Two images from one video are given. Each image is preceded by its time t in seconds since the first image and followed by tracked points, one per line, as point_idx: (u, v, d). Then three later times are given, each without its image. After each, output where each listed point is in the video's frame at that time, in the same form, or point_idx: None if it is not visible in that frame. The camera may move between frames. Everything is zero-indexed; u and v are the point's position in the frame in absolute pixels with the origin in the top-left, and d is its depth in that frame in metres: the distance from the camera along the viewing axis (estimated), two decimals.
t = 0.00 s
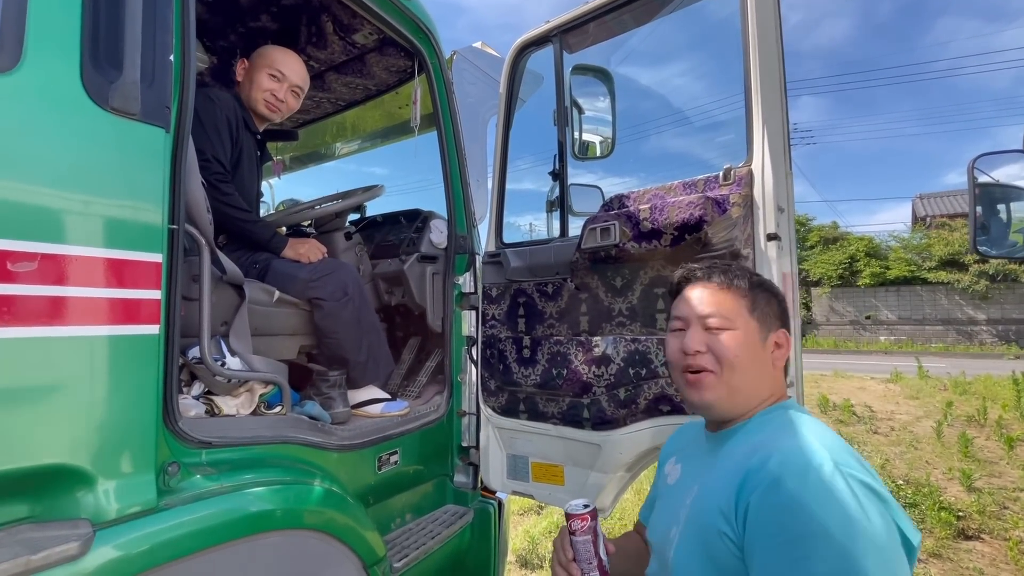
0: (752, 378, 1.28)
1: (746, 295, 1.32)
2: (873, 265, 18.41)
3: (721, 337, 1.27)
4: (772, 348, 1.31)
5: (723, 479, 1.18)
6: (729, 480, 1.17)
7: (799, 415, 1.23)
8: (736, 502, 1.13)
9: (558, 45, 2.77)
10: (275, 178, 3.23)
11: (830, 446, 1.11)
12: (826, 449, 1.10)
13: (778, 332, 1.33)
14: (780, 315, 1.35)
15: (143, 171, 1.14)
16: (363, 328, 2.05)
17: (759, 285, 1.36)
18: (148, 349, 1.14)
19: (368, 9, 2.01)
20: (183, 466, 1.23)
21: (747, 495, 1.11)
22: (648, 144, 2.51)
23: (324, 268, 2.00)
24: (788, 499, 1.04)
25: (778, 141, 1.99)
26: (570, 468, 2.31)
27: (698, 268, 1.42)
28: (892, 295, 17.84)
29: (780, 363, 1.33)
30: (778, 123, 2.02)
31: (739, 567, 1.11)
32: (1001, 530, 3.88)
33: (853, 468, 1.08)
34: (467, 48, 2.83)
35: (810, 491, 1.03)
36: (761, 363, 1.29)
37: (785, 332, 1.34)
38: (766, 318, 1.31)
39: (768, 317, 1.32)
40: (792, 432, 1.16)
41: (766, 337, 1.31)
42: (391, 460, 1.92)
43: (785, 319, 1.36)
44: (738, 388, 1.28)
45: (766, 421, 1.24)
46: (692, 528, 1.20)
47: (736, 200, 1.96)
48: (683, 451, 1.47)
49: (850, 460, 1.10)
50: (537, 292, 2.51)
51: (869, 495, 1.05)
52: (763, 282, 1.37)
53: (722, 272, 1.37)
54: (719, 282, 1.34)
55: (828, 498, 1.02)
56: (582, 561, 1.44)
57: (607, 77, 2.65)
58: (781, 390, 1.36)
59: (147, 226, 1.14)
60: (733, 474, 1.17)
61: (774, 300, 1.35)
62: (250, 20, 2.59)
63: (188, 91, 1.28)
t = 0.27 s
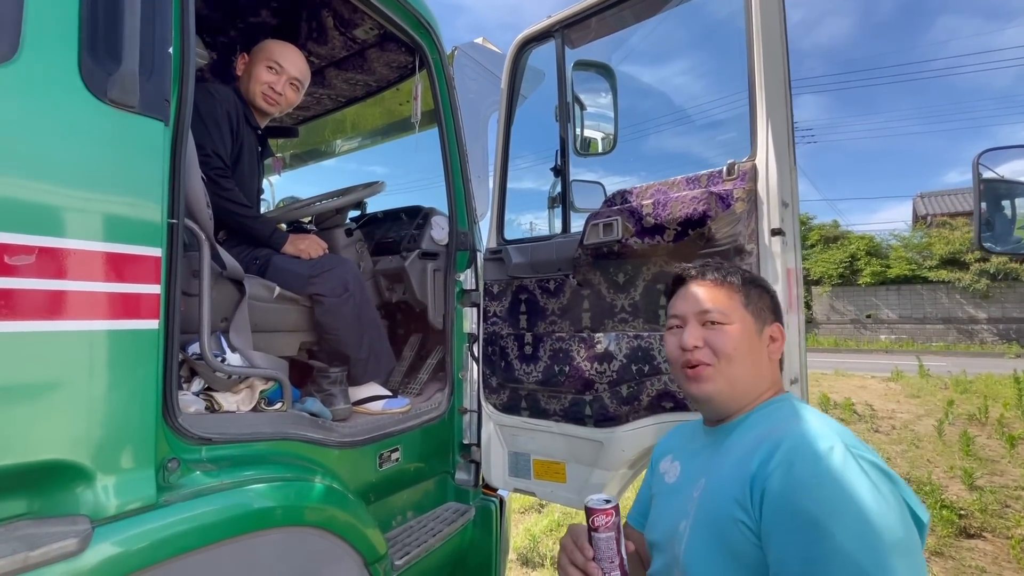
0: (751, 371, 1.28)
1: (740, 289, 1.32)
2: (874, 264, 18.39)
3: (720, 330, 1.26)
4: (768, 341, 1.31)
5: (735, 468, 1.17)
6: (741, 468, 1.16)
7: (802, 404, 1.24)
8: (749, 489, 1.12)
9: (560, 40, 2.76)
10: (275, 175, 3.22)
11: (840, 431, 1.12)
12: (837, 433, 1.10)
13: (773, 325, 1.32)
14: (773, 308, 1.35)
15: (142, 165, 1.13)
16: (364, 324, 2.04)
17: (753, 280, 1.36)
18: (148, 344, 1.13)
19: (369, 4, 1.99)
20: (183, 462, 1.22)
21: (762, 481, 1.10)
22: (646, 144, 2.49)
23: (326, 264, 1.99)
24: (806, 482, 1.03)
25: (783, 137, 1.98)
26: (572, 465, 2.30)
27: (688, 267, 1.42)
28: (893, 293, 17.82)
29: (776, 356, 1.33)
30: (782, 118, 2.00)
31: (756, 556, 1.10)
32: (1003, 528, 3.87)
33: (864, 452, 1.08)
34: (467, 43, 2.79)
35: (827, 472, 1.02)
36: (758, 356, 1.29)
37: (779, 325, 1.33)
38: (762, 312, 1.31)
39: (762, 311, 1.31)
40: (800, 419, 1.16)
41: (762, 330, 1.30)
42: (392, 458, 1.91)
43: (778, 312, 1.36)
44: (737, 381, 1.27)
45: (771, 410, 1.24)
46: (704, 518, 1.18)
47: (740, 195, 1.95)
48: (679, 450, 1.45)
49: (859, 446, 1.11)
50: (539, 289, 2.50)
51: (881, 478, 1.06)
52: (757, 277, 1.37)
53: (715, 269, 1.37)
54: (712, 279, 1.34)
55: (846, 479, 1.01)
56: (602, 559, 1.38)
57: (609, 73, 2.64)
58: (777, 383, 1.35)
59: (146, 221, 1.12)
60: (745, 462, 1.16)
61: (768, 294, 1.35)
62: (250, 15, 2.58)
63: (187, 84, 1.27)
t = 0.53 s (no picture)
0: (748, 366, 1.27)
1: (739, 283, 1.31)
2: (875, 263, 18.36)
3: (718, 324, 1.26)
4: (766, 336, 1.30)
5: (738, 467, 1.17)
6: (745, 468, 1.15)
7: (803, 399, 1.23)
8: (754, 489, 1.12)
9: (562, 38, 2.74)
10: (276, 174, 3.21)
11: (842, 426, 1.11)
12: (839, 429, 1.10)
13: (772, 320, 1.32)
14: (773, 303, 1.34)
15: (145, 162, 1.12)
16: (366, 322, 2.03)
17: (752, 275, 1.35)
18: (150, 343, 1.12)
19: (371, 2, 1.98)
20: (186, 461, 1.21)
21: (766, 480, 1.10)
22: (647, 143, 2.49)
23: (328, 263, 1.99)
24: (811, 480, 1.02)
25: (787, 134, 1.97)
26: (575, 464, 2.30)
27: (687, 261, 1.41)
28: (894, 292, 17.80)
29: (774, 350, 1.32)
30: (786, 115, 1.99)
31: (763, 556, 1.10)
32: (1005, 527, 3.87)
33: (867, 447, 1.08)
34: (471, 42, 2.78)
35: (831, 470, 1.02)
36: (756, 350, 1.28)
37: (778, 320, 1.33)
38: (760, 307, 1.30)
39: (761, 305, 1.31)
40: (802, 416, 1.15)
41: (760, 324, 1.29)
42: (394, 456, 1.91)
43: (777, 306, 1.35)
44: (735, 375, 1.26)
45: (772, 407, 1.23)
46: (709, 520, 1.18)
47: (744, 193, 1.94)
48: (679, 448, 1.44)
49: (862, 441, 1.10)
50: (541, 288, 2.49)
51: (886, 473, 1.05)
52: (756, 272, 1.36)
53: (715, 263, 1.36)
54: (712, 273, 1.33)
55: (850, 476, 1.01)
56: (605, 567, 1.38)
57: (611, 71, 2.63)
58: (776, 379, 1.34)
59: (149, 219, 1.12)
60: (748, 461, 1.15)
61: (767, 289, 1.34)
62: (251, 14, 2.57)
63: (189, 82, 1.27)
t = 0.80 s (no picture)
0: (742, 365, 1.26)
1: (734, 281, 1.30)
2: (876, 263, 18.34)
3: (711, 323, 1.25)
4: (761, 334, 1.29)
5: (733, 467, 1.16)
6: (739, 468, 1.15)
7: (803, 397, 1.22)
8: (748, 489, 1.11)
9: (564, 36, 2.74)
10: (277, 173, 3.21)
11: (838, 426, 1.09)
12: (835, 429, 1.08)
13: (768, 318, 1.30)
14: (771, 300, 1.33)
15: (145, 161, 1.12)
16: (367, 322, 2.03)
17: (749, 273, 1.33)
18: (151, 342, 1.12)
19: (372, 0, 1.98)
20: (187, 461, 1.21)
21: (760, 481, 1.09)
22: (648, 142, 2.48)
23: (329, 262, 1.98)
24: (802, 482, 1.02)
25: (790, 134, 1.96)
26: (576, 464, 2.29)
27: (686, 260, 1.41)
28: (896, 292, 17.77)
29: (771, 348, 1.31)
30: (789, 114, 1.98)
31: (757, 556, 1.10)
32: (1006, 527, 3.86)
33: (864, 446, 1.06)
34: (473, 40, 2.78)
35: (823, 472, 1.01)
36: (750, 348, 1.27)
37: (775, 318, 1.31)
38: (756, 305, 1.29)
39: (756, 303, 1.29)
40: (797, 415, 1.14)
41: (756, 322, 1.28)
42: (395, 456, 1.90)
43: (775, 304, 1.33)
44: (728, 374, 1.25)
45: (768, 406, 1.22)
46: (705, 519, 1.18)
47: (746, 193, 1.94)
48: (680, 447, 1.44)
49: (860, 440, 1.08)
50: (543, 287, 2.49)
51: (882, 473, 1.04)
52: (753, 269, 1.35)
53: (712, 260, 1.35)
54: (710, 270, 1.32)
55: (842, 477, 1.00)
56: (603, 565, 1.40)
57: (613, 70, 2.62)
58: (773, 377, 1.33)
59: (149, 218, 1.12)
60: (743, 461, 1.14)
61: (763, 287, 1.32)
62: (252, 12, 2.57)
63: (190, 80, 1.26)
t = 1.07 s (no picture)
0: (740, 364, 1.27)
1: (734, 280, 1.30)
2: (877, 263, 18.34)
3: (710, 322, 1.26)
4: (760, 333, 1.30)
5: (724, 469, 1.17)
6: (730, 471, 1.16)
7: (799, 400, 1.22)
8: (738, 491, 1.13)
9: (565, 38, 2.74)
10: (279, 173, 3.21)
11: (829, 432, 1.10)
12: (825, 434, 1.08)
13: (767, 317, 1.30)
14: (773, 300, 1.33)
15: (150, 163, 1.13)
16: (370, 322, 2.04)
17: (749, 272, 1.34)
18: (154, 343, 1.13)
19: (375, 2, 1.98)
20: (191, 461, 1.22)
21: (748, 485, 1.10)
22: (648, 142, 2.49)
23: (332, 263, 2.00)
24: (788, 488, 1.03)
25: (790, 136, 1.97)
26: (577, 464, 2.30)
27: (688, 256, 1.41)
28: (896, 292, 17.78)
29: (771, 346, 1.31)
30: (789, 116, 1.99)
31: (744, 558, 1.11)
32: (1006, 528, 3.87)
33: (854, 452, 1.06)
34: (475, 41, 2.81)
35: (809, 478, 1.02)
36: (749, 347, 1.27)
37: (775, 317, 1.31)
38: (754, 304, 1.29)
39: (756, 302, 1.30)
40: (789, 420, 1.15)
41: (756, 321, 1.29)
42: (397, 456, 1.91)
43: (776, 302, 1.33)
44: (726, 373, 1.26)
45: (762, 408, 1.23)
46: (696, 519, 1.20)
47: (747, 195, 1.95)
48: (679, 445, 1.45)
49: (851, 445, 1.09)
50: (544, 288, 2.50)
51: (871, 480, 1.04)
52: (753, 269, 1.35)
53: (714, 259, 1.36)
54: (710, 269, 1.33)
55: (827, 484, 1.01)
56: (599, 570, 1.40)
57: (614, 71, 2.63)
58: (772, 376, 1.33)
59: (154, 219, 1.13)
60: (734, 464, 1.16)
61: (763, 286, 1.32)
62: (254, 13, 2.58)
63: (194, 82, 1.27)
